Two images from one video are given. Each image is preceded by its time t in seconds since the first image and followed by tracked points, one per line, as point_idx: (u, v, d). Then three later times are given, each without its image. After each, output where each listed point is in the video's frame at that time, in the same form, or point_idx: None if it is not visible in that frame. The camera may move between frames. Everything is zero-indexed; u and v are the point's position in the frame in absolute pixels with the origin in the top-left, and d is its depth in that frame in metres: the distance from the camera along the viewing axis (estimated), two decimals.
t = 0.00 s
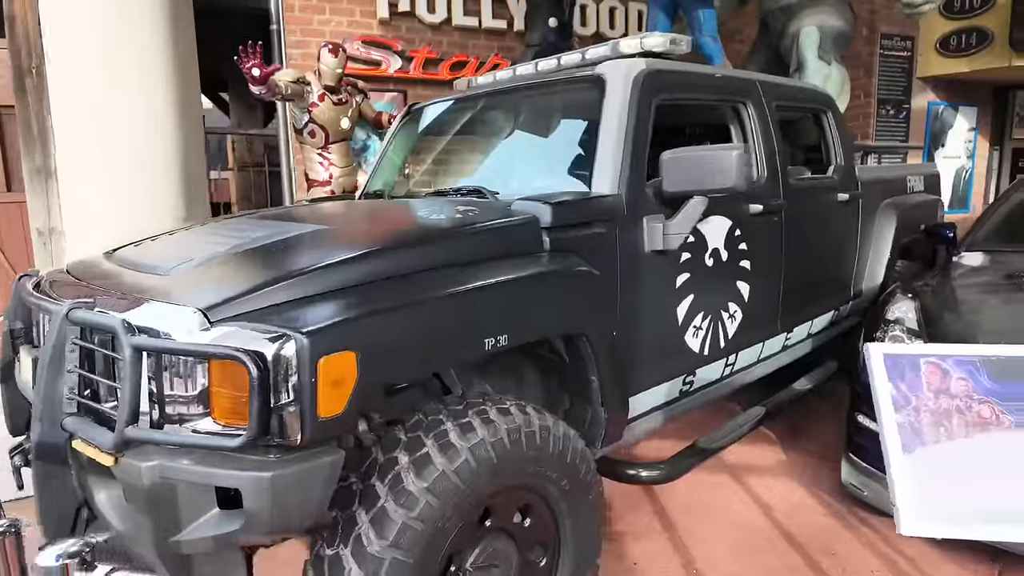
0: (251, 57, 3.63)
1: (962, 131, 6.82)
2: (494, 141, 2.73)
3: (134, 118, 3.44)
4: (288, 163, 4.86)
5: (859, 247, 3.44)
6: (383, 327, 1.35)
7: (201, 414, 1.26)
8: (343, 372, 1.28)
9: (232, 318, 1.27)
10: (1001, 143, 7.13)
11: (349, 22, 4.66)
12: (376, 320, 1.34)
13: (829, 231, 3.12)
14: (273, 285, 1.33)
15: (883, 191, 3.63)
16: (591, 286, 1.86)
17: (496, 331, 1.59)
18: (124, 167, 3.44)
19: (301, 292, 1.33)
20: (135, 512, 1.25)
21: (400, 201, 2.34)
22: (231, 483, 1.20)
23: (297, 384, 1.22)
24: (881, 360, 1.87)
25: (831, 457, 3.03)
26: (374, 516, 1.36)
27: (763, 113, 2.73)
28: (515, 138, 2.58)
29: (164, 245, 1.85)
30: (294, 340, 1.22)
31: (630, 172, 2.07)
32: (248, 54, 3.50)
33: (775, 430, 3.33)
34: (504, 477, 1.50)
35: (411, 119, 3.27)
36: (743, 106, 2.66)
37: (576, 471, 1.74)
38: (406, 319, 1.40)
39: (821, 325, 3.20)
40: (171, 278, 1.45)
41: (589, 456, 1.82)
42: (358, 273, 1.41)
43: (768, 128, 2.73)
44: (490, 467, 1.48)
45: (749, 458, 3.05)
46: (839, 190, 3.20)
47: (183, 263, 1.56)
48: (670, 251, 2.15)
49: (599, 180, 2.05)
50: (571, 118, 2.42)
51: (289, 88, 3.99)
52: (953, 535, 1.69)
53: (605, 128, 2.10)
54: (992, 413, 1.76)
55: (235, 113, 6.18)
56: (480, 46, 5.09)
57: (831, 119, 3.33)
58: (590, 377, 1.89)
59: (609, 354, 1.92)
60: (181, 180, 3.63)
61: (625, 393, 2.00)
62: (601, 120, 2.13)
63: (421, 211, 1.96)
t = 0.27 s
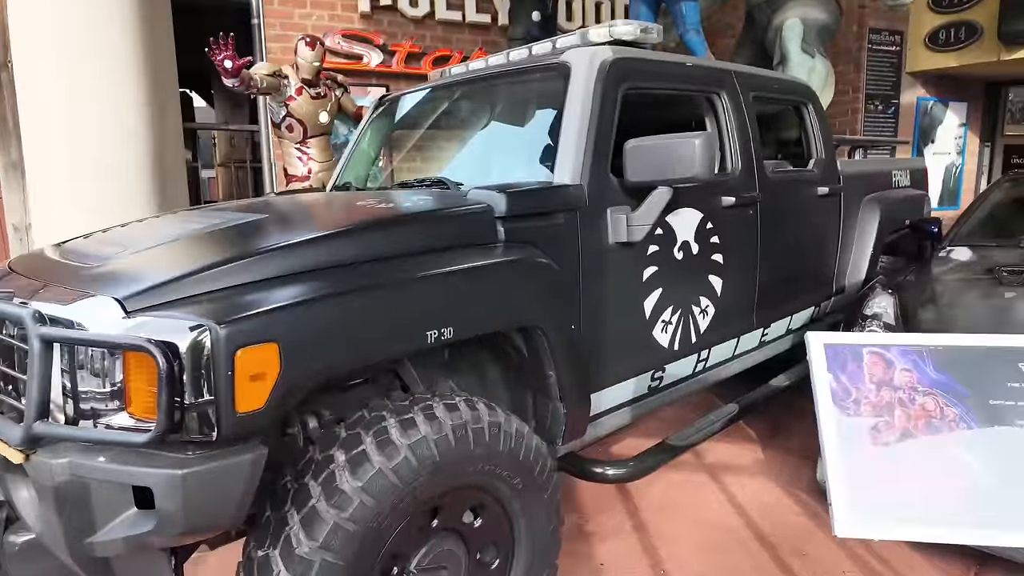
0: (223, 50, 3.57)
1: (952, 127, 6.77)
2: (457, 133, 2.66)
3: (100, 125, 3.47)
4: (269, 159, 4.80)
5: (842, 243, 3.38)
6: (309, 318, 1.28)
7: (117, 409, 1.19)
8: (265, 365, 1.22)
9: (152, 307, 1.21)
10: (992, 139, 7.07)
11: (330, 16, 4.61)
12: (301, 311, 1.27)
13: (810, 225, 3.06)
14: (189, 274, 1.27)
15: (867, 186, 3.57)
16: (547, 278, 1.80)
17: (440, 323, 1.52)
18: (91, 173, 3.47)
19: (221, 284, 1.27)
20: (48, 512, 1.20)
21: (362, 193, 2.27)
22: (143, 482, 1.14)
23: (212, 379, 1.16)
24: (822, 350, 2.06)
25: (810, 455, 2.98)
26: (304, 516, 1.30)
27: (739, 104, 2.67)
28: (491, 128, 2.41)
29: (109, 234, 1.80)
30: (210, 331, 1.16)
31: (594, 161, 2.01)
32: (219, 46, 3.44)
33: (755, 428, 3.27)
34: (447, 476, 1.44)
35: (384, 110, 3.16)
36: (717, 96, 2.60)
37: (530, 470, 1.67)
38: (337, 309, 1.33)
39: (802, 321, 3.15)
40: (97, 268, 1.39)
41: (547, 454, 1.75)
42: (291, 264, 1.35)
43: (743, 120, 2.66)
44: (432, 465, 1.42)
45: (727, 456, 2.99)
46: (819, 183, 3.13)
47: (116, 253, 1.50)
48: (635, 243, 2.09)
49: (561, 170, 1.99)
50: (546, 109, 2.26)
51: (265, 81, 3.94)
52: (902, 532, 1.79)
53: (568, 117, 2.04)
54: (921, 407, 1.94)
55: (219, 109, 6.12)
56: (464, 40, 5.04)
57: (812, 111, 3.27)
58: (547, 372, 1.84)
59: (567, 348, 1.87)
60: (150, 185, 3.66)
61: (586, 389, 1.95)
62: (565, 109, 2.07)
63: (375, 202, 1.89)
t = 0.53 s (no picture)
0: (188, 42, 3.46)
1: (942, 124, 6.70)
2: (419, 126, 2.56)
3: (55, 112, 3.41)
4: (244, 155, 4.70)
5: (824, 241, 3.30)
6: (222, 324, 1.20)
7: (9, 423, 1.16)
8: (170, 376, 1.15)
9: (50, 311, 1.13)
10: (983, 137, 7.00)
11: (306, 9, 4.51)
12: (211, 316, 1.19)
13: (790, 223, 2.98)
14: (88, 276, 1.19)
15: (850, 183, 3.49)
16: (500, 278, 1.71)
17: (375, 328, 1.41)
18: (50, 157, 3.43)
19: (124, 288, 1.19)
20: None
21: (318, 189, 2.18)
22: (31, 504, 1.09)
23: (106, 391, 1.10)
24: (761, 360, 1.82)
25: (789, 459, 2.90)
26: (221, 536, 1.23)
27: (714, 97, 2.58)
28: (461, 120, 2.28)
29: (45, 231, 1.74)
30: (105, 339, 1.10)
31: (555, 157, 1.93)
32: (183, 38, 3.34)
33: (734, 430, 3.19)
34: (382, 492, 1.36)
35: (353, 104, 3.00)
36: (692, 90, 2.52)
37: (479, 483, 1.58)
38: (255, 313, 1.24)
39: (781, 321, 3.07)
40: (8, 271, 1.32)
41: (499, 464, 1.66)
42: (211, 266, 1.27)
43: (718, 114, 2.58)
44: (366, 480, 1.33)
45: (703, 460, 2.91)
46: (799, 180, 3.05)
47: (37, 255, 1.43)
48: (599, 242, 2.01)
49: (520, 167, 1.91)
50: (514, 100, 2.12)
51: (234, 75, 3.81)
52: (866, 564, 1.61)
53: (528, 111, 1.96)
54: (873, 418, 1.71)
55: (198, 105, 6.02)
56: (444, 35, 4.95)
57: (793, 106, 3.19)
58: (501, 377, 1.75)
59: (523, 351, 1.78)
60: (112, 175, 3.63)
61: (544, 394, 1.86)
62: (526, 102, 1.99)
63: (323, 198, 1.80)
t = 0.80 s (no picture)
0: (154, 30, 3.39)
1: (930, 116, 6.66)
2: (387, 114, 2.49)
3: (16, 123, 3.48)
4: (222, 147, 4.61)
5: (805, 233, 3.25)
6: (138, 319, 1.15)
7: None
8: (80, 373, 1.12)
9: None
10: (971, 129, 6.96)
11: None
12: (122, 308, 1.15)
13: (770, 215, 2.92)
14: None
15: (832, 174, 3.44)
16: (456, 269, 1.64)
17: (314, 322, 1.37)
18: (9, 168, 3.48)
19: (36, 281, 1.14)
20: None
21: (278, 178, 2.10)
22: None
23: (7, 386, 1.06)
24: (700, 354, 1.41)
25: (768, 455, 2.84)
26: (145, 542, 1.16)
27: (690, 84, 2.51)
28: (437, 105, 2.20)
29: None
30: (6, 333, 1.06)
31: (518, 145, 1.86)
32: (149, 25, 3.27)
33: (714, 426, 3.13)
34: (322, 494, 1.29)
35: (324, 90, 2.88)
36: (666, 76, 2.45)
37: (433, 483, 1.50)
38: (174, 309, 1.20)
39: (761, 314, 3.02)
40: None
41: (456, 462, 1.59)
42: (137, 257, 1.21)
43: (694, 102, 2.51)
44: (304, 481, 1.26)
45: (682, 456, 2.85)
46: (780, 171, 2.98)
47: None
48: (566, 232, 1.94)
49: (481, 154, 1.83)
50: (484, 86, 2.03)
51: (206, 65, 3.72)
52: None
53: (491, 97, 1.88)
54: (823, 421, 1.31)
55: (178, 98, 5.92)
56: (426, 24, 4.88)
57: (774, 95, 3.13)
58: (459, 373, 1.68)
59: (483, 345, 1.71)
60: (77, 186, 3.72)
61: (507, 390, 1.79)
62: (489, 88, 1.91)
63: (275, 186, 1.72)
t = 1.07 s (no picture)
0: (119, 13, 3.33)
1: (911, 105, 6.67)
2: (353, 100, 2.45)
3: None
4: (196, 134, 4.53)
5: (780, 222, 3.23)
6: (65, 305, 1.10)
7: None
8: None
9: None
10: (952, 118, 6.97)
11: None
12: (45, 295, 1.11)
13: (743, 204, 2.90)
14: None
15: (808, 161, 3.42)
16: (410, 258, 1.60)
17: (254, 310, 1.33)
18: None
19: None
20: None
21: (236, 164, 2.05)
22: None
23: None
24: (630, 343, 1.35)
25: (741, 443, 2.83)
26: (77, 537, 1.14)
27: (660, 70, 2.48)
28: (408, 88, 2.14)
29: None
30: None
31: (478, 131, 1.82)
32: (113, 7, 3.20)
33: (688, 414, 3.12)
34: (266, 488, 1.26)
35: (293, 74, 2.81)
36: (636, 62, 2.41)
37: (387, 475, 1.47)
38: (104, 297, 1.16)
39: (734, 303, 3.01)
40: None
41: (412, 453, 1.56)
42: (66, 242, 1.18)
43: (665, 88, 2.48)
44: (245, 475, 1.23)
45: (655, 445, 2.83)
46: (754, 159, 2.96)
47: None
48: (528, 220, 1.91)
49: (441, 140, 1.79)
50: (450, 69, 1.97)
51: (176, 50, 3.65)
52: None
53: (451, 81, 1.84)
54: (750, 410, 1.29)
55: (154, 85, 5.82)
56: (404, 10, 4.82)
57: (749, 83, 3.10)
58: (416, 363, 1.65)
59: (441, 335, 1.68)
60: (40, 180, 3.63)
61: (467, 380, 1.76)
62: (450, 72, 1.87)
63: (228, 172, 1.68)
